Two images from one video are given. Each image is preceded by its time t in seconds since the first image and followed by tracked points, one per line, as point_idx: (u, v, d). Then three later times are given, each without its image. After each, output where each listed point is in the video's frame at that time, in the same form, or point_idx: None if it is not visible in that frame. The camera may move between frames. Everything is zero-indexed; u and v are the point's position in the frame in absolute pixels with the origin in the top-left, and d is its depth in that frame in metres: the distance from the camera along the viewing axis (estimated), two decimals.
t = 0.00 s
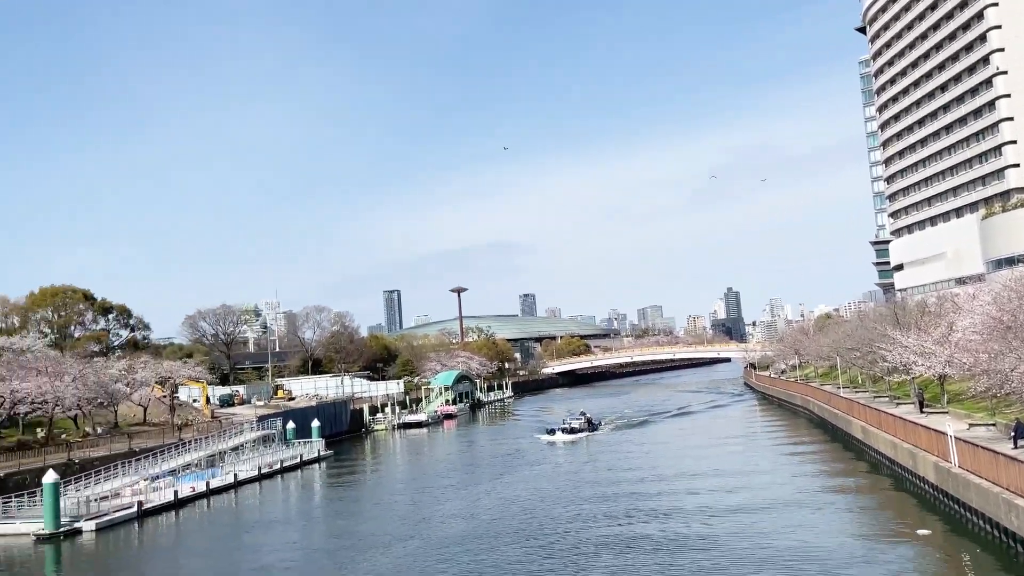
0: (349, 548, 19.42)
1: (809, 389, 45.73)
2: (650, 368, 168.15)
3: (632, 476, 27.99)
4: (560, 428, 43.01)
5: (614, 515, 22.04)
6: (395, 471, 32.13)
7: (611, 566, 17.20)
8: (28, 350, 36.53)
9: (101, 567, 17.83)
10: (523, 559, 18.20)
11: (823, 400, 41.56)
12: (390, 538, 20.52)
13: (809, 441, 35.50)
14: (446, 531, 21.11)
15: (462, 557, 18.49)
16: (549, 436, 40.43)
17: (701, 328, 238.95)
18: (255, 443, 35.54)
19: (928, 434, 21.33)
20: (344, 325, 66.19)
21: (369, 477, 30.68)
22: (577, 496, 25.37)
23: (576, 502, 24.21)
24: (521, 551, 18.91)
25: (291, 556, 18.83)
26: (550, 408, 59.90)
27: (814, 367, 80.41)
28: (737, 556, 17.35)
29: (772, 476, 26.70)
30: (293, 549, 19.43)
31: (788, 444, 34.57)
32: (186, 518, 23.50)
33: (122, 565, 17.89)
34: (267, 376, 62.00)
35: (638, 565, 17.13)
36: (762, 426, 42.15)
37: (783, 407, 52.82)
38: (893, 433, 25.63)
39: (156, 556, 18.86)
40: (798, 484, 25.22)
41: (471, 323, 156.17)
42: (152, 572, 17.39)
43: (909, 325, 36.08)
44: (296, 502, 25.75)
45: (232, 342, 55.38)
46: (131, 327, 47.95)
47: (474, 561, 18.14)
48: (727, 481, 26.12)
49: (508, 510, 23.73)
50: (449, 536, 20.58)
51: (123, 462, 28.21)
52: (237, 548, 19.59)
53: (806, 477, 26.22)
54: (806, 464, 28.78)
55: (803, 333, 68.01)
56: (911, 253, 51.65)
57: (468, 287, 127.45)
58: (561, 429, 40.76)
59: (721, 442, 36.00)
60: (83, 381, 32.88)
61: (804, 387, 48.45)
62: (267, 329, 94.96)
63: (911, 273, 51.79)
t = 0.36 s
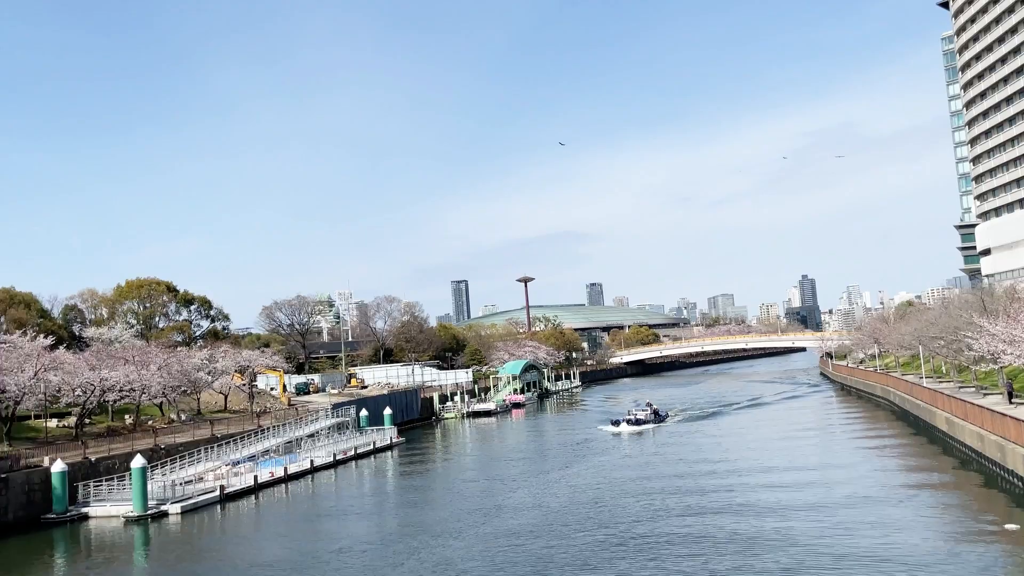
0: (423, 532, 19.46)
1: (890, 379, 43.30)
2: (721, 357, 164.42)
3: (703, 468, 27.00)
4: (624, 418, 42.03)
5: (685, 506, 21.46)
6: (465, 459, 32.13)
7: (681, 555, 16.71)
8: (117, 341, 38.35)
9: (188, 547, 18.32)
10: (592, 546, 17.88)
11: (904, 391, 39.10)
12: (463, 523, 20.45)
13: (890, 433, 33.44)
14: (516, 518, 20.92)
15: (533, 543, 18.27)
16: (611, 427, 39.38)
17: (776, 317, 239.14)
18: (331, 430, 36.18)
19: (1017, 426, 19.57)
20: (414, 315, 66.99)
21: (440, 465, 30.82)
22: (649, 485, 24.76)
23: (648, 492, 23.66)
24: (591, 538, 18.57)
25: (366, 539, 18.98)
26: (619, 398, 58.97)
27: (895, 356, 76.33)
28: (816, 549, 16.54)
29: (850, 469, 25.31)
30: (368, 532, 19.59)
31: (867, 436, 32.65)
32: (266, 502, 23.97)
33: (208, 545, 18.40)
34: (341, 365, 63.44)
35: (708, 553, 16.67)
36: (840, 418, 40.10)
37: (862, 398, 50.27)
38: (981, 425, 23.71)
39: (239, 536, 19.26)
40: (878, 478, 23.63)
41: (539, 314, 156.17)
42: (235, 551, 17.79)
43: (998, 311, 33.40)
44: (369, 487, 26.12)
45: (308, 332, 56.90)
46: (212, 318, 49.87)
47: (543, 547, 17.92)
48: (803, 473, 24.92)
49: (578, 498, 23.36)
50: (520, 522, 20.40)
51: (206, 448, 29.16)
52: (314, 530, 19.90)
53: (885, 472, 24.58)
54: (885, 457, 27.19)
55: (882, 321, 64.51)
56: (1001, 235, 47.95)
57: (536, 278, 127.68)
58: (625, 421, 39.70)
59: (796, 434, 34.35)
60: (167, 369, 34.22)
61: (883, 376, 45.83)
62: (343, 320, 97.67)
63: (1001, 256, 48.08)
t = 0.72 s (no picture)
0: (506, 518, 19.39)
1: (991, 367, 40.33)
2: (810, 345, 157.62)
3: (793, 460, 25.79)
4: (703, 409, 40.52)
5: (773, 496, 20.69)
6: (545, 446, 32.01)
7: (770, 546, 16.09)
8: (212, 330, 40.25)
9: (281, 527, 18.93)
10: (677, 535, 17.44)
11: (1006, 378, 36.19)
12: (546, 509, 20.33)
13: (995, 425, 31.00)
14: (599, 505, 20.66)
15: (615, 531, 17.94)
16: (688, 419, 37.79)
17: (867, 303, 238.88)
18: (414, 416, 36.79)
19: None
20: (493, 303, 67.34)
21: (521, 451, 30.84)
22: (734, 475, 23.96)
23: (732, 482, 22.90)
24: (675, 528, 18.08)
25: (449, 522, 19.14)
26: (700, 387, 57.46)
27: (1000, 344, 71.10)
28: (919, 544, 15.54)
29: (953, 462, 23.62)
30: (453, 516, 19.73)
31: (970, 428, 30.39)
32: (354, 485, 24.54)
33: (299, 525, 18.99)
34: (423, 352, 64.58)
35: (799, 545, 16.02)
36: (940, 408, 37.56)
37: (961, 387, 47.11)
38: None
39: (329, 518, 19.79)
40: (983, 473, 21.83)
41: (617, 302, 154.18)
42: (324, 532, 18.28)
43: None
44: (452, 473, 26.39)
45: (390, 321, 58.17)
46: (300, 307, 51.68)
47: (627, 535, 17.61)
48: (900, 467, 23.37)
49: (661, 486, 22.85)
50: (602, 510, 20.09)
51: (297, 432, 30.19)
52: (399, 512, 20.23)
53: (990, 466, 22.70)
54: (992, 451, 25.16)
55: (985, 306, 60.15)
56: None
57: (614, 266, 126.53)
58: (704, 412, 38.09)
59: (891, 425, 32.37)
60: (258, 357, 35.62)
61: (985, 363, 42.55)
62: (424, 309, 99.49)
63: None
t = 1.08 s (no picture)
0: (583, 507, 19.19)
1: None
2: (899, 334, 149.79)
3: (882, 452, 24.54)
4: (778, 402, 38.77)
5: (858, 488, 19.80)
6: (620, 436, 31.63)
7: (856, 539, 15.39)
8: (293, 320, 41.69)
9: (361, 510, 19.36)
10: (757, 527, 16.91)
11: None
12: (622, 499, 20.06)
13: None
14: (675, 495, 20.24)
15: (692, 522, 17.50)
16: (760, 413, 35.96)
17: (956, 291, 238.69)
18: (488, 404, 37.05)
19: None
20: (565, 292, 67.03)
21: (595, 441, 30.58)
22: (817, 467, 23.01)
23: (815, 474, 22.00)
24: (754, 520, 17.50)
25: (525, 510, 19.12)
26: (780, 377, 55.57)
27: None
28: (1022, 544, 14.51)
29: None
30: (529, 504, 19.70)
31: None
32: (430, 472, 24.83)
33: (379, 510, 19.35)
34: (496, 342, 65.01)
35: (887, 538, 15.28)
36: None
37: None
38: None
39: (407, 503, 20.10)
40: None
41: (692, 291, 150.73)
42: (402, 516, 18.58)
43: None
44: (527, 461, 26.35)
45: (464, 311, 58.79)
46: (376, 297, 52.90)
47: (705, 525, 17.20)
48: (1000, 462, 21.89)
49: (740, 478, 22.15)
50: (678, 501, 19.65)
51: (375, 419, 30.91)
52: (474, 499, 20.35)
53: None
54: None
55: None
56: None
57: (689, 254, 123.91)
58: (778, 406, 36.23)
59: (990, 418, 30.37)
60: (337, 345, 36.60)
61: None
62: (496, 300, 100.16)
63: None
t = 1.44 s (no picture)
0: (639, 501, 18.87)
1: None
2: (971, 326, 143.31)
3: (953, 448, 23.44)
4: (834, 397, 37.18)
5: (925, 484, 18.99)
6: (675, 430, 31.09)
7: (921, 535, 14.80)
8: (349, 313, 42.41)
9: (416, 501, 19.51)
10: (817, 521, 16.42)
11: None
12: (677, 492, 19.74)
13: None
14: (733, 489, 19.80)
15: (751, 517, 17.04)
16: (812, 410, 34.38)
17: None
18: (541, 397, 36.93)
19: None
20: (618, 284, 66.31)
21: (650, 435, 30.13)
22: (881, 463, 22.13)
23: (880, 469, 21.15)
24: (814, 515, 16.94)
25: (579, 503, 18.95)
26: (843, 371, 53.73)
27: None
28: None
29: None
30: (586, 497, 19.50)
31: None
32: (484, 464, 24.90)
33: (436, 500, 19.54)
34: (548, 335, 64.81)
35: (955, 535, 14.65)
36: None
37: None
38: None
39: (461, 493, 20.24)
40: None
41: (749, 282, 147.35)
42: (458, 506, 18.74)
43: None
44: (581, 454, 26.16)
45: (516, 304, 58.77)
46: (430, 290, 53.38)
47: (762, 519, 16.80)
48: None
49: (800, 473, 21.52)
50: (735, 495, 19.16)
51: (430, 411, 31.17)
52: (528, 491, 20.33)
53: None
54: None
55: None
56: None
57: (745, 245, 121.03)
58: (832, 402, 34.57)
59: None
60: (392, 338, 37.14)
61: None
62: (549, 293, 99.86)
63: None
